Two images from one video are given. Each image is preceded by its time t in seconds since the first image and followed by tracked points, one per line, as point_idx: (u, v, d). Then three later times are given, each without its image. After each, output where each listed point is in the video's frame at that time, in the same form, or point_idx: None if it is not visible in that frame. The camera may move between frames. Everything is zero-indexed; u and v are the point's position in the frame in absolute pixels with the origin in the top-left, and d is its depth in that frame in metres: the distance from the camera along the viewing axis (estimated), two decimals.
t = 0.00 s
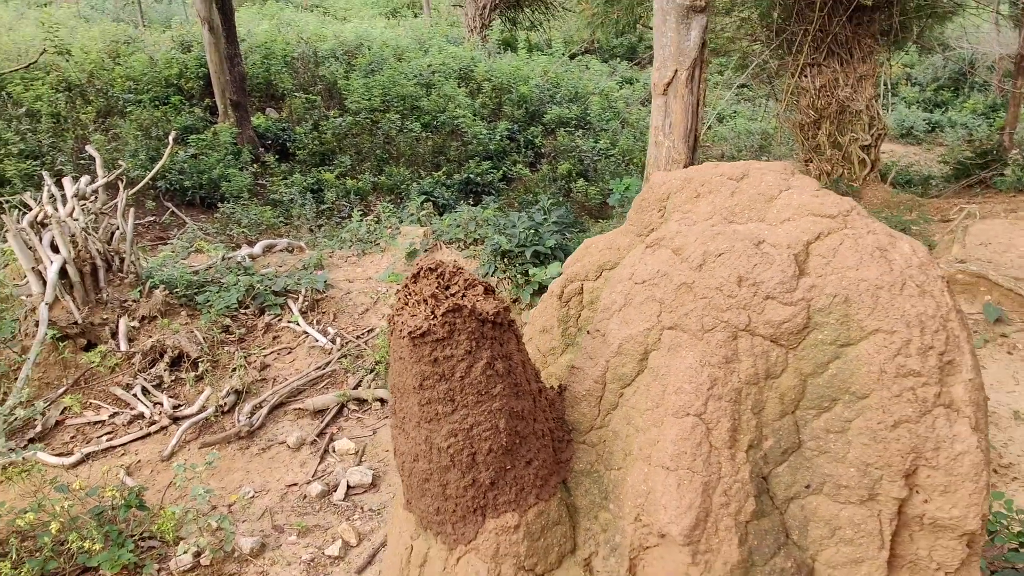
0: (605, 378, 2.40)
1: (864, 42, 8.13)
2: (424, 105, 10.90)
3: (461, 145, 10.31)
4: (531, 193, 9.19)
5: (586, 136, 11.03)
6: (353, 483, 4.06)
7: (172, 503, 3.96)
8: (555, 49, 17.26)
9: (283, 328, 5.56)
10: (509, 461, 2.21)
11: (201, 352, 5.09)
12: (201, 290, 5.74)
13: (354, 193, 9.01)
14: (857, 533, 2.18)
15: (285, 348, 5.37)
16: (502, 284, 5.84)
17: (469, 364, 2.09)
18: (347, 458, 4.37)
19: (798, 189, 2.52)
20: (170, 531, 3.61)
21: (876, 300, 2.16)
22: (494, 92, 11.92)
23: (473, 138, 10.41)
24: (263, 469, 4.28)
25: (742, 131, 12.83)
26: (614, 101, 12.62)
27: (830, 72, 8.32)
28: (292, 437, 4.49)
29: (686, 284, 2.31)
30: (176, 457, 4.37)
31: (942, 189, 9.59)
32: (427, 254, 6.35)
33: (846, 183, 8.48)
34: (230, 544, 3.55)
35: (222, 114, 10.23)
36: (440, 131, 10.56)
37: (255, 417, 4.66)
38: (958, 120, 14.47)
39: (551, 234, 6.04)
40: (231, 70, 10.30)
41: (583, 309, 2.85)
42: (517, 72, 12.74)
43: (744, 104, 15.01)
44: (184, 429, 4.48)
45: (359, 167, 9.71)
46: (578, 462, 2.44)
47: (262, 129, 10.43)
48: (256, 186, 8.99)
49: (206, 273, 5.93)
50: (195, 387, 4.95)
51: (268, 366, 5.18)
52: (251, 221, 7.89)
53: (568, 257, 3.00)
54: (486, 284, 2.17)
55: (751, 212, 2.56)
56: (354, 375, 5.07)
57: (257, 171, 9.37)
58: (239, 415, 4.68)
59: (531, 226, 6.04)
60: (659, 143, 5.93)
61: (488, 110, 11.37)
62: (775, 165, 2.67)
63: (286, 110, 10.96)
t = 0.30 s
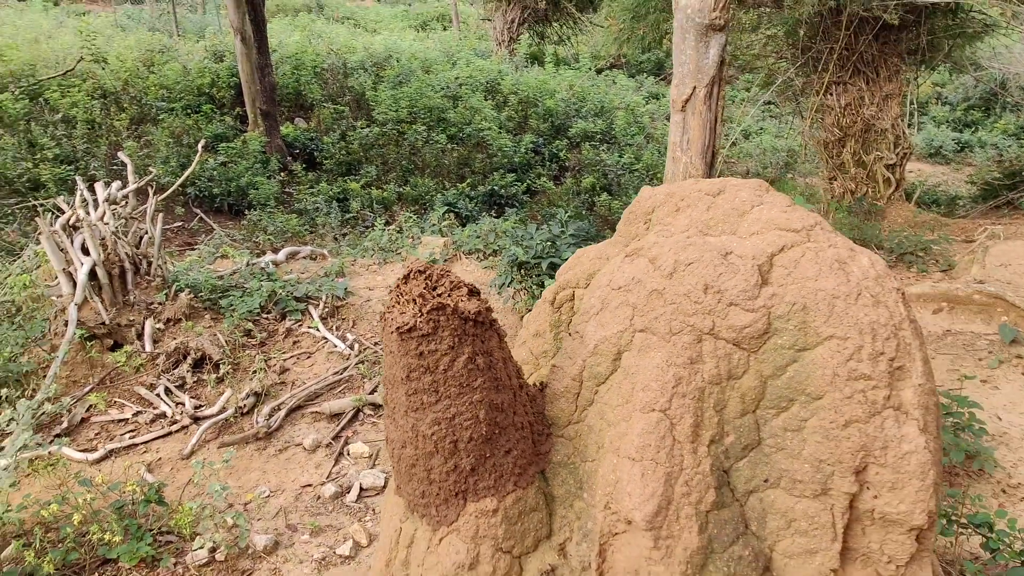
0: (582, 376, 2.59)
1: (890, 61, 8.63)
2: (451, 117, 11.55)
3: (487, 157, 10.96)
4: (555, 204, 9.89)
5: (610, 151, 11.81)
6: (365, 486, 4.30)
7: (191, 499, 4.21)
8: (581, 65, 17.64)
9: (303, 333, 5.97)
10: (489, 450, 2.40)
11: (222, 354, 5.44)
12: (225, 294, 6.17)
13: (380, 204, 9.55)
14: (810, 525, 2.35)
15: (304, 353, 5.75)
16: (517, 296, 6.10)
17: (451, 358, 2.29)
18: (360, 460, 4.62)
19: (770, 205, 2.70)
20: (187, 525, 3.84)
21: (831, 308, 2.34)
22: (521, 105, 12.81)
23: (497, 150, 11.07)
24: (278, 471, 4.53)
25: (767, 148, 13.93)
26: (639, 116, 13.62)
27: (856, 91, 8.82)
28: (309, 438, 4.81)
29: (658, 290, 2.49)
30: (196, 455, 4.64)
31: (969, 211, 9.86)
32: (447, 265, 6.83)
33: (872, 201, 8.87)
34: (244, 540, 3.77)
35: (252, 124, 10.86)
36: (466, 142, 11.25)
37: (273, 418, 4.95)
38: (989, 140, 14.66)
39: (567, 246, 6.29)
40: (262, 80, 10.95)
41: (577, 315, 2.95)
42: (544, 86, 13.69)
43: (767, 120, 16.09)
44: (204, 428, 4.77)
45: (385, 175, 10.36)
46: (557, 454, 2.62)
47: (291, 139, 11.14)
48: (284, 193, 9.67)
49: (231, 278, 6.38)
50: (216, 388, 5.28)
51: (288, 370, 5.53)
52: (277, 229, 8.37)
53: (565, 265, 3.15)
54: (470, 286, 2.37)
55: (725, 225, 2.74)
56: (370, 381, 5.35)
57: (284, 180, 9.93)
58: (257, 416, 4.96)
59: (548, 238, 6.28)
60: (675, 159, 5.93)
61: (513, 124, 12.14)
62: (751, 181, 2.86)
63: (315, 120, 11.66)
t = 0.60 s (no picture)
0: (569, 367, 2.75)
1: (916, 74, 9.06)
2: (475, 126, 12.47)
3: (510, 164, 11.61)
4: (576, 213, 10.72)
5: (633, 160, 12.71)
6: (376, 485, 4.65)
7: (207, 492, 4.57)
8: (607, 75, 17.98)
9: (322, 334, 6.53)
10: (478, 434, 2.57)
11: (242, 355, 5.94)
12: (246, 294, 6.76)
13: (402, 210, 10.34)
14: (779, 512, 2.47)
15: (322, 354, 6.27)
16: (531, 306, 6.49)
17: (442, 345, 2.48)
18: (374, 459, 5.00)
19: (752, 210, 2.85)
20: (203, 518, 4.18)
21: (803, 308, 2.48)
22: (545, 114, 13.81)
23: (520, 159, 11.68)
24: (293, 467, 4.92)
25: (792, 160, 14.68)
26: (662, 128, 14.57)
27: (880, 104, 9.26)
28: (324, 438, 5.19)
29: (640, 288, 2.66)
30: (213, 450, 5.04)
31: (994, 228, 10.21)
32: (465, 270, 7.50)
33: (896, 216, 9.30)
34: (259, 533, 4.12)
35: (279, 130, 11.76)
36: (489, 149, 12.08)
37: (290, 416, 5.39)
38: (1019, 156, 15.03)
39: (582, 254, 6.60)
40: (289, 86, 11.74)
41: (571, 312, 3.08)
42: (568, 97, 14.72)
43: (792, 132, 16.60)
44: (222, 425, 5.19)
45: (408, 182, 11.17)
46: (544, 441, 2.77)
47: (318, 146, 12.12)
48: (308, 198, 10.43)
49: (254, 279, 7.00)
50: (235, 387, 5.74)
51: (306, 370, 6.05)
52: (300, 233, 9.05)
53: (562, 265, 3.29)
54: (462, 280, 2.56)
55: (709, 228, 2.89)
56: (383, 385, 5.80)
57: (309, 184, 10.86)
58: (274, 415, 5.41)
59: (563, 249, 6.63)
60: (693, 167, 6.62)
61: (538, 133, 13.10)
62: (737, 188, 3.01)
63: (341, 127, 12.79)
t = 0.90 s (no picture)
0: (560, 351, 2.94)
1: (939, 86, 9.44)
2: (496, 131, 12.91)
3: (529, 171, 12.32)
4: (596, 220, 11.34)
5: (652, 168, 13.34)
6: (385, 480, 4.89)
7: (221, 481, 4.85)
8: (629, 82, 18.20)
9: (337, 334, 6.89)
10: (471, 411, 2.74)
11: (259, 350, 6.29)
12: (264, 292, 7.16)
13: (422, 213, 10.74)
14: (752, 489, 2.62)
15: (337, 352, 6.62)
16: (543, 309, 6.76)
17: (438, 327, 2.66)
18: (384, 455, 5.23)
19: (737, 207, 3.01)
20: (217, 506, 4.41)
21: (779, 297, 2.64)
22: (566, 120, 14.32)
23: (542, 164, 12.37)
24: (307, 462, 5.18)
25: (816, 170, 15.10)
26: (683, 135, 14.95)
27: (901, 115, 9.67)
28: (337, 433, 5.47)
29: (627, 278, 2.83)
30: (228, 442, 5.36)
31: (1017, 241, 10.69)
32: (481, 273, 7.79)
33: (914, 229, 9.67)
34: (270, 523, 4.34)
35: (301, 133, 12.11)
36: (510, 156, 12.57)
37: (303, 413, 5.68)
38: None
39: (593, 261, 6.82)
40: (313, 89, 12.14)
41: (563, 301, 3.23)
42: (589, 103, 15.25)
43: (815, 141, 16.84)
44: (238, 419, 5.51)
45: (429, 188, 11.64)
46: (535, 421, 2.94)
47: (338, 148, 12.48)
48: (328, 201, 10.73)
49: (273, 278, 7.41)
50: (251, 381, 6.10)
51: (320, 367, 6.37)
52: (320, 234, 9.32)
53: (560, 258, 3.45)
54: (459, 266, 2.75)
55: (695, 224, 3.05)
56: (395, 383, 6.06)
57: (331, 186, 11.29)
58: (289, 410, 5.70)
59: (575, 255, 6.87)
60: (708, 171, 6.92)
61: (558, 139, 13.64)
62: (725, 187, 3.17)
63: (362, 131, 13.04)
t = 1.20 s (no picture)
0: (545, 323, 3.09)
1: (954, 91, 10.26)
2: (511, 131, 13.27)
3: (543, 171, 12.76)
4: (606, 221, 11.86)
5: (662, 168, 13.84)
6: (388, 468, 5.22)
7: (228, 463, 5.31)
8: (644, 84, 18.50)
9: (346, 325, 7.57)
10: (458, 375, 2.90)
11: (270, 340, 6.97)
12: (276, 283, 7.96)
13: (435, 211, 11.19)
14: (724, 454, 2.74)
15: (347, 342, 7.27)
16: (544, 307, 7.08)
17: (427, 293, 2.84)
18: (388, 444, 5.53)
19: (719, 188, 3.15)
20: (223, 486, 4.86)
21: (752, 272, 2.79)
22: (581, 121, 14.72)
23: (555, 164, 12.79)
24: (313, 449, 5.66)
25: (833, 175, 15.27)
26: (698, 138, 15.15)
27: (918, 121, 10.53)
28: (343, 421, 5.99)
29: (610, 253, 3.00)
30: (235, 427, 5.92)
31: None
32: (489, 270, 8.17)
33: (930, 232, 10.67)
34: (276, 506, 4.75)
35: (318, 130, 12.62)
36: (524, 156, 12.95)
37: (311, 400, 6.22)
38: None
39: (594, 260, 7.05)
40: (330, 86, 12.52)
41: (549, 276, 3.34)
42: (604, 103, 15.56)
43: (831, 147, 17.00)
44: (246, 405, 6.06)
45: (442, 186, 12.11)
46: (521, 389, 3.08)
47: (354, 145, 12.95)
48: (341, 197, 11.21)
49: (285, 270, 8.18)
50: (261, 368, 6.74)
51: (330, 357, 7.00)
52: (333, 230, 9.95)
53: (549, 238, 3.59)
54: (450, 240, 2.94)
55: (678, 205, 3.20)
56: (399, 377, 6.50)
57: (345, 183, 11.79)
58: (298, 398, 6.24)
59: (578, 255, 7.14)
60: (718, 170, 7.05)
61: (572, 140, 14.01)
62: (708, 171, 3.30)
63: (378, 127, 13.63)
